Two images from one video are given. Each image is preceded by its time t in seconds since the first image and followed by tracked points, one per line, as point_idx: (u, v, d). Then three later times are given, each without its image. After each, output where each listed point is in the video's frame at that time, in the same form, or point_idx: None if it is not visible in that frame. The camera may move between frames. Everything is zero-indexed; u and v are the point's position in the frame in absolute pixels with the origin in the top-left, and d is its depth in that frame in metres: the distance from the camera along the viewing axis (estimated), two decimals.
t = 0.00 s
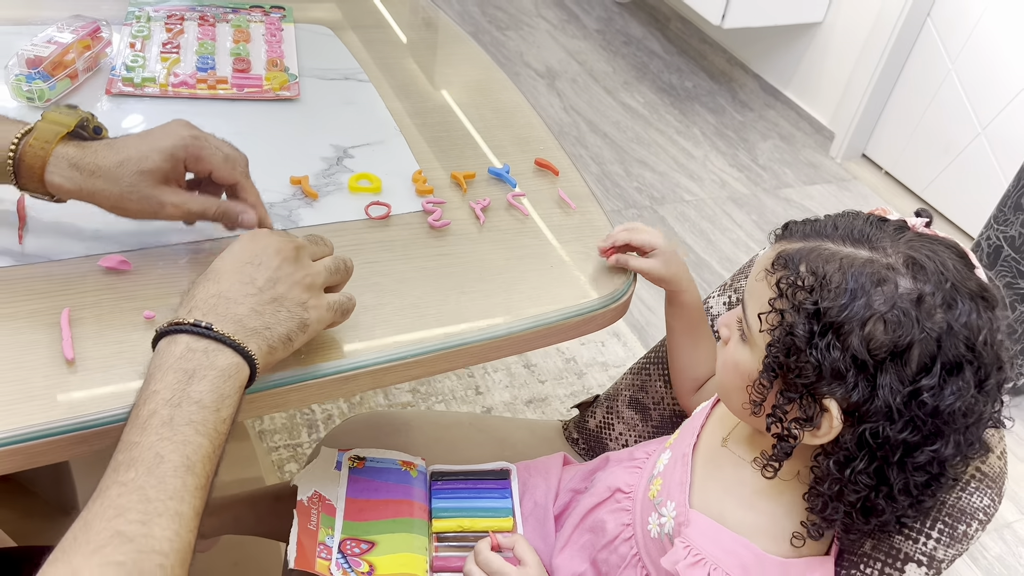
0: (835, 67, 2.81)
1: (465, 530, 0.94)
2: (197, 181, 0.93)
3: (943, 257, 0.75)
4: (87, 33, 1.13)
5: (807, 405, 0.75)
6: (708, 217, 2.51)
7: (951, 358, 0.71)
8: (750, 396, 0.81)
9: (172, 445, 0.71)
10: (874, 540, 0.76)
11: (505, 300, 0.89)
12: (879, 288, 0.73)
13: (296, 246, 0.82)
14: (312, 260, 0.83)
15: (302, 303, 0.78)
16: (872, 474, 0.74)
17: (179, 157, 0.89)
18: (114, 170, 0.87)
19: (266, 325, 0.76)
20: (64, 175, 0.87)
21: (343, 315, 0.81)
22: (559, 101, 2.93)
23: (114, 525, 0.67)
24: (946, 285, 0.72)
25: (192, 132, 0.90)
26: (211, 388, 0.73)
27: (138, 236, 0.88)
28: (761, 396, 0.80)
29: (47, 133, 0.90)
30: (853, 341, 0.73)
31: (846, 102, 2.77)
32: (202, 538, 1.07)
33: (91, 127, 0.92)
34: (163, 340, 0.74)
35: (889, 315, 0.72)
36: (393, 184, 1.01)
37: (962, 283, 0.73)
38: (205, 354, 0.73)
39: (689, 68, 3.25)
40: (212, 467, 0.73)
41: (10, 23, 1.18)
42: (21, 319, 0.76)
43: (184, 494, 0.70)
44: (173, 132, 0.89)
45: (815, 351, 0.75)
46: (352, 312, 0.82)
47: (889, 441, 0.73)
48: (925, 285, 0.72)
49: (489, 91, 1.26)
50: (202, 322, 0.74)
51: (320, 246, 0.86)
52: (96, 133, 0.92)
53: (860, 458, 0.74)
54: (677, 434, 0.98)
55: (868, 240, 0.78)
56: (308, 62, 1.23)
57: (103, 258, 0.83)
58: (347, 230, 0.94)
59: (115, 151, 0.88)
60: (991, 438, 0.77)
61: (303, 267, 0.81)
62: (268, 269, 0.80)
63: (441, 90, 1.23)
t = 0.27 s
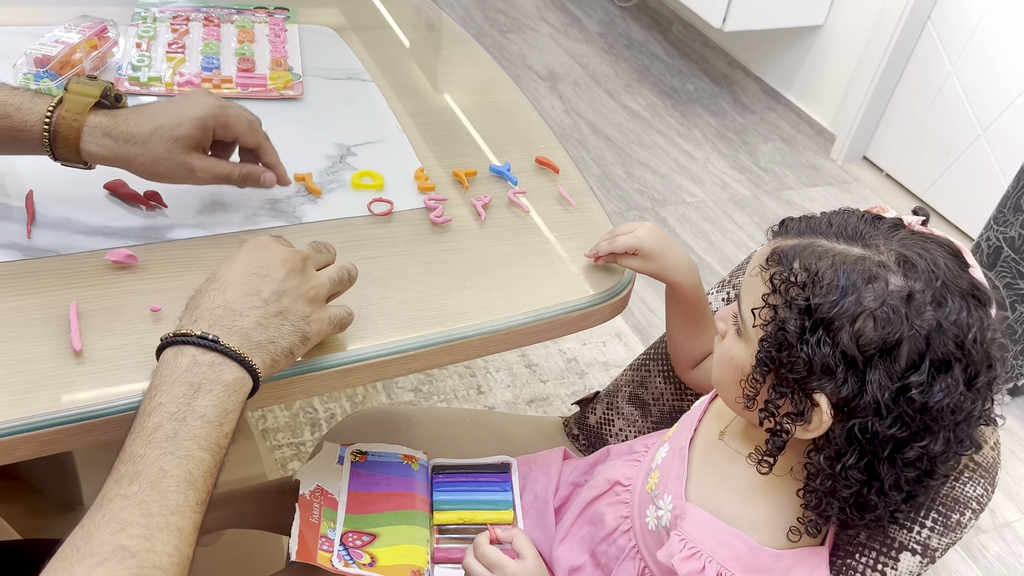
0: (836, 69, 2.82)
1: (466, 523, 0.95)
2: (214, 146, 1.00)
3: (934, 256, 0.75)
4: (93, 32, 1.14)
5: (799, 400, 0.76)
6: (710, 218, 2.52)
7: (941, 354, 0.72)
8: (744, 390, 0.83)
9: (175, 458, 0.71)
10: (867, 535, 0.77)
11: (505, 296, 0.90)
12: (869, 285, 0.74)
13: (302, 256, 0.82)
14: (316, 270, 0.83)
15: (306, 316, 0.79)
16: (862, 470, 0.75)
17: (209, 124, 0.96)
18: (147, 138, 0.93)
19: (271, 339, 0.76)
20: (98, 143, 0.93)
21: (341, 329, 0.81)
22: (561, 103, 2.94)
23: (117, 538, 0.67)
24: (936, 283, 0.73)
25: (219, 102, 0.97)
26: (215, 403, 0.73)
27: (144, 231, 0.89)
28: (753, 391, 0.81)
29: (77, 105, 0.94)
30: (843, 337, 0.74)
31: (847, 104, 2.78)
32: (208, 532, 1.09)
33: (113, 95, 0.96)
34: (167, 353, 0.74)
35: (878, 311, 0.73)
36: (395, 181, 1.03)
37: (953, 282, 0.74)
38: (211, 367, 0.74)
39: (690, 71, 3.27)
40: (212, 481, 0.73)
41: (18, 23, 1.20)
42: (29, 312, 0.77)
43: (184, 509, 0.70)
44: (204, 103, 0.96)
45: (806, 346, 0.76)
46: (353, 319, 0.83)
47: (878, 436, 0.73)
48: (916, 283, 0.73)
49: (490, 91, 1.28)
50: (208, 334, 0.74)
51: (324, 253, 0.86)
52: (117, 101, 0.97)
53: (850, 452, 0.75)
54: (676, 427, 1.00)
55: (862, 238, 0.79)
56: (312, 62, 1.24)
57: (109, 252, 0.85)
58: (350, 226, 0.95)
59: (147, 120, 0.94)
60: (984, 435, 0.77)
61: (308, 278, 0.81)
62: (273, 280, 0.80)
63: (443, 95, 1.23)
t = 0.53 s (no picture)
0: (839, 72, 2.83)
1: (469, 520, 0.96)
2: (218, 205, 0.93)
3: (925, 256, 0.76)
4: (101, 35, 1.15)
5: (793, 403, 0.78)
6: (713, 221, 2.52)
7: (932, 355, 0.72)
8: (739, 393, 0.84)
9: (189, 447, 0.73)
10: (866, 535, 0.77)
11: (508, 294, 0.91)
12: (859, 287, 0.75)
13: (299, 247, 0.84)
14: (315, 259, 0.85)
15: (307, 306, 0.80)
16: (857, 471, 0.76)
17: (197, 179, 0.87)
18: (134, 183, 0.86)
19: (275, 331, 0.78)
20: (87, 182, 0.87)
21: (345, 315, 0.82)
22: (564, 107, 2.96)
23: (138, 524, 0.69)
24: (926, 283, 0.74)
25: (213, 154, 0.89)
26: (224, 394, 0.75)
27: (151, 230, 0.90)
28: (748, 394, 0.83)
29: (80, 143, 0.89)
30: (834, 339, 0.75)
31: (850, 107, 2.79)
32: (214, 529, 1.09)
33: (123, 138, 0.91)
34: (176, 352, 0.75)
35: (869, 313, 0.74)
36: (399, 181, 1.04)
37: (943, 281, 0.75)
38: (218, 361, 0.76)
39: (693, 74, 3.28)
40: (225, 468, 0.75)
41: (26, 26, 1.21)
42: (39, 309, 0.78)
43: (201, 495, 0.72)
44: (196, 153, 0.88)
45: (798, 348, 0.77)
46: (355, 311, 0.84)
47: (872, 437, 0.75)
48: (906, 283, 0.74)
49: (494, 93, 1.28)
50: (213, 331, 0.76)
51: (324, 242, 0.87)
52: (127, 145, 0.91)
53: (844, 454, 0.76)
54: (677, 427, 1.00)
55: (852, 239, 0.80)
56: (317, 64, 1.25)
57: (117, 251, 0.86)
58: (355, 226, 0.96)
59: (138, 164, 0.87)
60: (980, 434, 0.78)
61: (307, 269, 0.83)
62: (271, 275, 0.81)
63: (447, 98, 1.24)
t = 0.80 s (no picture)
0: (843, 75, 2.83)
1: (474, 522, 0.96)
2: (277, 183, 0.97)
3: (919, 252, 0.78)
4: (109, 39, 1.16)
5: (791, 403, 0.79)
6: (717, 224, 2.52)
7: (929, 350, 0.74)
8: (735, 395, 0.84)
9: (234, 423, 0.75)
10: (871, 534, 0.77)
11: (514, 294, 0.91)
12: (855, 283, 0.76)
13: (346, 237, 0.86)
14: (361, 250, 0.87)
15: (348, 296, 0.82)
16: (855, 469, 0.77)
17: (264, 162, 0.92)
18: (203, 175, 0.89)
19: (316, 318, 0.79)
20: (157, 180, 0.90)
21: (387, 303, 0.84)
22: (568, 110, 2.96)
23: (183, 495, 0.70)
24: (921, 278, 0.75)
25: (272, 138, 0.94)
26: (267, 374, 0.76)
27: (158, 233, 0.91)
28: (746, 395, 0.83)
29: (144, 139, 0.92)
30: (831, 336, 0.76)
31: (854, 110, 2.79)
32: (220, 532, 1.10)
33: (184, 132, 0.94)
34: (221, 332, 0.77)
35: (865, 309, 0.75)
36: (405, 183, 1.04)
37: (937, 277, 0.76)
38: (261, 343, 0.77)
39: (697, 77, 3.28)
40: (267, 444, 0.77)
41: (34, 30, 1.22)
42: (49, 310, 0.79)
43: (244, 469, 0.74)
44: (257, 139, 0.93)
45: (795, 346, 0.78)
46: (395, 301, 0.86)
47: (870, 434, 0.76)
48: (901, 279, 0.75)
49: (499, 96, 1.29)
50: (258, 314, 0.78)
51: (372, 233, 0.89)
52: (188, 139, 0.95)
53: (842, 452, 0.77)
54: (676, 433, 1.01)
55: (846, 238, 0.81)
56: (323, 67, 1.26)
57: (126, 253, 0.86)
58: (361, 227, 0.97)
59: (202, 156, 0.91)
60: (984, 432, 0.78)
61: (352, 258, 0.85)
62: (318, 263, 0.83)
63: (451, 101, 1.24)
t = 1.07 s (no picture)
0: (847, 78, 2.83)
1: (479, 524, 0.96)
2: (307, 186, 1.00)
3: (910, 248, 0.78)
4: (118, 41, 1.16)
5: (781, 399, 0.80)
6: (722, 226, 2.52)
7: (918, 345, 0.74)
8: (729, 392, 0.86)
9: (274, 406, 0.78)
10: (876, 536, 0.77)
11: (520, 296, 0.91)
12: (844, 278, 0.77)
13: (392, 245, 0.88)
14: (404, 258, 0.89)
15: (388, 300, 0.83)
16: (847, 467, 0.77)
17: (302, 165, 0.96)
18: (241, 174, 0.93)
19: (356, 317, 0.82)
20: (195, 177, 0.93)
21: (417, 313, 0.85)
22: (572, 113, 2.97)
23: (223, 470, 0.74)
24: (910, 272, 0.76)
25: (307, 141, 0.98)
26: (309, 363, 0.79)
27: (165, 235, 0.91)
28: (738, 392, 0.84)
29: (181, 140, 0.96)
30: (820, 331, 0.77)
31: (858, 112, 2.79)
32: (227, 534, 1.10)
33: (217, 136, 0.98)
34: (265, 319, 0.80)
35: (852, 303, 0.76)
36: (411, 186, 1.05)
37: (928, 272, 0.76)
38: (303, 334, 0.80)
39: (701, 80, 3.28)
40: (303, 431, 0.80)
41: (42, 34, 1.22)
42: (57, 312, 0.79)
43: (282, 450, 0.77)
44: (293, 141, 0.97)
45: (785, 342, 0.79)
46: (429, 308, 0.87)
47: (860, 429, 0.76)
48: (889, 273, 0.76)
49: (504, 99, 1.29)
50: (303, 306, 0.81)
51: (415, 244, 0.91)
52: (220, 142, 0.98)
53: (831, 449, 0.78)
54: (679, 441, 1.01)
55: (838, 236, 0.82)
56: (329, 70, 1.26)
57: (133, 255, 0.87)
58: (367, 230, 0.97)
59: (239, 158, 0.95)
60: (989, 434, 0.76)
61: (397, 265, 0.87)
62: (364, 264, 0.86)
63: (455, 104, 1.24)
